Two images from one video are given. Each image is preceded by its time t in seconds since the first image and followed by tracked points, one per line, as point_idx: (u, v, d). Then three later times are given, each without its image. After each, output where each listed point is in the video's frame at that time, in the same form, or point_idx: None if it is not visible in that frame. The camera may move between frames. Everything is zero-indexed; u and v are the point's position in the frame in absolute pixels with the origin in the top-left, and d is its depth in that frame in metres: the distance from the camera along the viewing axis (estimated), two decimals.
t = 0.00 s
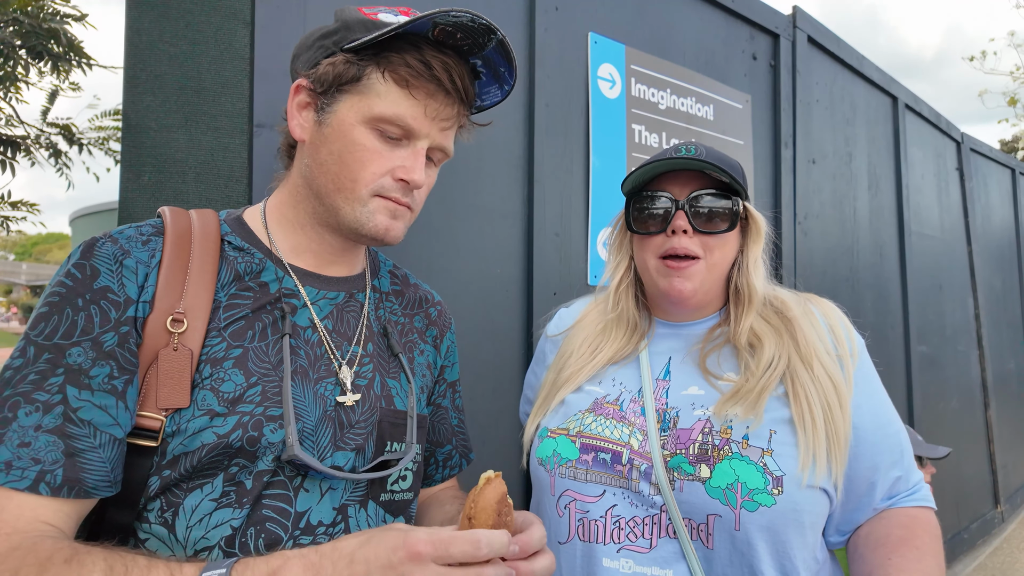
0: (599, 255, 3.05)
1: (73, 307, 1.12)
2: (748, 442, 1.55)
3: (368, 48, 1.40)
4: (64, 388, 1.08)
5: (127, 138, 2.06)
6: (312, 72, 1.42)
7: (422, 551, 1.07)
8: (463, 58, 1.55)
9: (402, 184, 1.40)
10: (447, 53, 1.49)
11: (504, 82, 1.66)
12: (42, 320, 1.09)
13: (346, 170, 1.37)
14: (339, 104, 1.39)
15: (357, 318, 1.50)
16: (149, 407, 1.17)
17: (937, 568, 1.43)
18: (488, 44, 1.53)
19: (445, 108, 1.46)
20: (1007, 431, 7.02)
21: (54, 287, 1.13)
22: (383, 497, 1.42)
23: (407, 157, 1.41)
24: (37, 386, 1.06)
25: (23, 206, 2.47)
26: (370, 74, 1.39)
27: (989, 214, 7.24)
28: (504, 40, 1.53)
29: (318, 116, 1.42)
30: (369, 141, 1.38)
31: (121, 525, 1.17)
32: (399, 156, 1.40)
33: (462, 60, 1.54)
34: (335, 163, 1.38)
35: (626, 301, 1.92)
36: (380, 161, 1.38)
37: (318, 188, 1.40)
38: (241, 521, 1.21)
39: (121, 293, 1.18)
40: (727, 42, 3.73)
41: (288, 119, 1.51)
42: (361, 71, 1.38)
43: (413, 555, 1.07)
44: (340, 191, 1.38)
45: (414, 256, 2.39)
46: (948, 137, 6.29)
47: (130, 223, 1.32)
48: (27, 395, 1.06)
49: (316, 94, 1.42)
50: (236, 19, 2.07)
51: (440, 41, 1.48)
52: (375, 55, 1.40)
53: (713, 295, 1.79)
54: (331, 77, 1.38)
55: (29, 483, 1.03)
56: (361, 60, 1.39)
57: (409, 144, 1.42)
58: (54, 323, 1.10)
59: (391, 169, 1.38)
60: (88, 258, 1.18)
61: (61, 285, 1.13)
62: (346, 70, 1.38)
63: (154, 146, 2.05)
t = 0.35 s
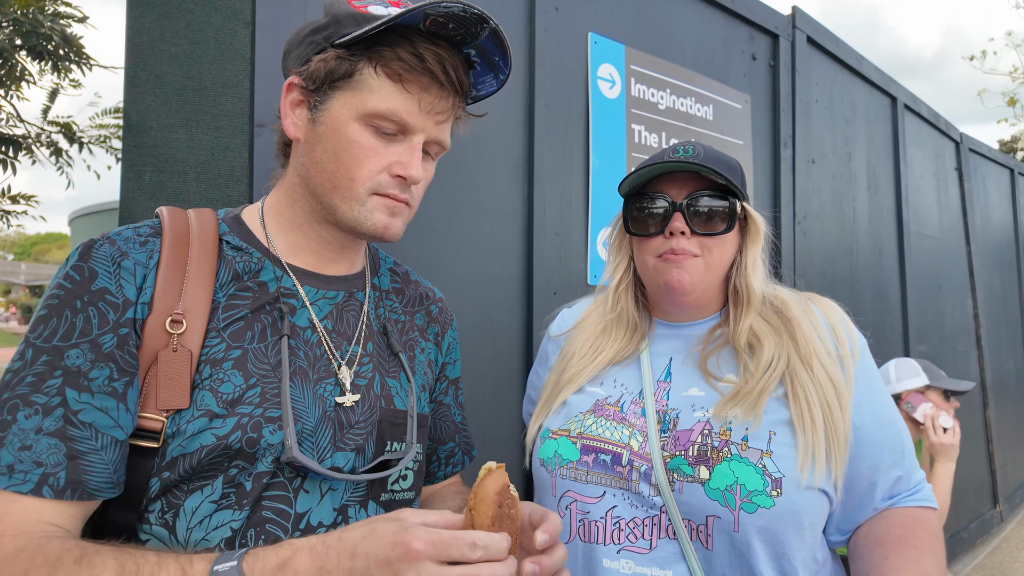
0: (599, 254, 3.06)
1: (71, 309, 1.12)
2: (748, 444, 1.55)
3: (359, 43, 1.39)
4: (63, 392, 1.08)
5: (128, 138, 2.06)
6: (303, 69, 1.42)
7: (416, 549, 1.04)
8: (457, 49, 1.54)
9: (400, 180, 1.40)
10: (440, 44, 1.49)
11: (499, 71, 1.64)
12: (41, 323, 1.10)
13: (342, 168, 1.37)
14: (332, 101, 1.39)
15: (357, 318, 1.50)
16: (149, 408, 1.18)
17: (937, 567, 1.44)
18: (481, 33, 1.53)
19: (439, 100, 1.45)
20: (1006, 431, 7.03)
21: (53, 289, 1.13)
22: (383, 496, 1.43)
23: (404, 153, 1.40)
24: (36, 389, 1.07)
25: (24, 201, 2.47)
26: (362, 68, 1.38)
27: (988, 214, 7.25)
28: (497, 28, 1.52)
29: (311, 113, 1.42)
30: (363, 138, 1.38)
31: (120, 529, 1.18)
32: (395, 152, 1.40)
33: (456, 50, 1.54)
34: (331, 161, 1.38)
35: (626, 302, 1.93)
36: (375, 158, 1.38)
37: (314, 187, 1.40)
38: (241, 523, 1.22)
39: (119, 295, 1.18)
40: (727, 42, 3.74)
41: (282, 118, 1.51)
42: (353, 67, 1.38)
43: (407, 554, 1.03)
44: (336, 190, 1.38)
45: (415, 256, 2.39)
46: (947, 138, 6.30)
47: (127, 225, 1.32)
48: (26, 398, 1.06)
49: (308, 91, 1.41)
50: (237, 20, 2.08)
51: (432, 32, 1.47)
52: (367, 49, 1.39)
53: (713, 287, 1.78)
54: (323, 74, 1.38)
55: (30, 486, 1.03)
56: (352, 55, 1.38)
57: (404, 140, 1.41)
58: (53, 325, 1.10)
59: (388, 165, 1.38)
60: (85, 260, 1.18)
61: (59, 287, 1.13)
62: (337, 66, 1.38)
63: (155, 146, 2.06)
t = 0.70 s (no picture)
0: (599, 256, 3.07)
1: (72, 295, 1.14)
2: (753, 449, 1.56)
3: (368, 46, 1.36)
4: (62, 372, 1.10)
5: (129, 140, 2.07)
6: (311, 76, 1.40)
7: (335, 307, 1.04)
8: (472, 44, 1.51)
9: (417, 190, 1.37)
10: (453, 41, 1.45)
11: (518, 66, 1.62)
12: (43, 307, 1.13)
13: (353, 181, 1.35)
14: (343, 110, 1.37)
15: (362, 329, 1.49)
16: (146, 412, 1.17)
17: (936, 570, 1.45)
18: (499, 27, 1.49)
19: (456, 103, 1.41)
20: (1005, 431, 7.05)
21: (56, 275, 1.16)
22: (376, 513, 1.41)
23: (421, 161, 1.37)
24: (34, 369, 1.09)
25: (24, 206, 2.48)
26: (373, 73, 1.35)
27: (987, 215, 7.27)
28: (515, 22, 1.48)
29: (322, 122, 1.40)
30: (379, 149, 1.34)
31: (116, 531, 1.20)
32: (412, 160, 1.36)
33: (471, 45, 1.50)
34: (343, 172, 1.35)
35: (629, 304, 1.94)
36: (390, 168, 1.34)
37: (323, 201, 1.39)
38: (231, 541, 1.20)
39: (112, 289, 1.18)
40: (726, 43, 3.74)
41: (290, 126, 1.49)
42: (363, 72, 1.35)
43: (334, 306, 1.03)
44: (350, 206, 1.36)
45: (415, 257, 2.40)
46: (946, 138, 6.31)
47: (130, 218, 1.33)
48: (23, 377, 1.08)
49: (316, 99, 1.39)
50: (237, 22, 2.08)
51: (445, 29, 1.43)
52: (376, 53, 1.36)
53: (719, 296, 1.80)
54: (331, 80, 1.36)
55: (16, 457, 1.03)
56: (360, 60, 1.36)
57: (421, 148, 1.38)
58: (53, 310, 1.12)
59: (404, 176, 1.35)
60: (86, 250, 1.21)
61: (63, 273, 1.16)
62: (346, 72, 1.35)
63: (155, 148, 2.06)
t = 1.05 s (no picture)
0: (599, 256, 3.07)
1: (82, 287, 1.14)
2: (760, 448, 1.56)
3: (368, 58, 1.31)
4: (70, 363, 1.09)
5: (128, 140, 2.07)
6: (309, 88, 1.36)
7: (308, 251, 1.09)
8: (481, 44, 1.46)
9: (424, 209, 1.36)
10: (462, 45, 1.41)
11: (532, 67, 1.58)
12: (52, 298, 1.12)
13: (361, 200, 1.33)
14: (347, 124, 1.32)
15: (364, 339, 1.48)
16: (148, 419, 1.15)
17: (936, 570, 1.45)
18: (508, 28, 1.44)
19: (466, 112, 1.38)
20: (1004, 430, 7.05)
21: (64, 266, 1.15)
22: (369, 527, 1.40)
23: (433, 178, 1.36)
24: (42, 359, 1.07)
25: (23, 206, 2.47)
26: (376, 86, 1.31)
27: (987, 214, 7.27)
28: (527, 23, 1.44)
29: (323, 137, 1.35)
30: (391, 168, 1.32)
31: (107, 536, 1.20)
32: (424, 176, 1.34)
33: (479, 47, 1.45)
34: (351, 194, 1.33)
35: (633, 301, 1.94)
36: (400, 189, 1.32)
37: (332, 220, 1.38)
38: (219, 558, 1.20)
39: (114, 290, 1.17)
40: (726, 42, 3.74)
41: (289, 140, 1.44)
42: (365, 85, 1.31)
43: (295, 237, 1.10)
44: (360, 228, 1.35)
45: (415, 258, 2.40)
46: (947, 138, 6.31)
47: (139, 212, 1.31)
48: (31, 363, 1.07)
49: (315, 113, 1.35)
50: (237, 21, 2.07)
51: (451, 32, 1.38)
52: (378, 65, 1.32)
53: (726, 297, 1.80)
54: (331, 94, 1.32)
55: (17, 436, 1.01)
56: (361, 73, 1.31)
57: (433, 163, 1.36)
58: (63, 302, 1.12)
59: (412, 194, 1.33)
60: (92, 245, 1.19)
61: (71, 265, 1.15)
62: (346, 86, 1.31)
63: (155, 147, 2.06)
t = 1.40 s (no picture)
0: (599, 257, 3.06)
1: (72, 288, 1.13)
2: (748, 447, 1.55)
3: (352, 59, 1.31)
4: (60, 364, 1.09)
5: (128, 140, 2.07)
6: (295, 89, 1.35)
7: (296, 246, 1.08)
8: (467, 45, 1.45)
9: (410, 209, 1.36)
10: (447, 46, 1.40)
11: (519, 68, 1.58)
12: (41, 299, 1.11)
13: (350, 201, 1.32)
14: (331, 126, 1.32)
15: (358, 337, 1.48)
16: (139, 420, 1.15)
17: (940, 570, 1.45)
18: (494, 29, 1.43)
19: (450, 113, 1.36)
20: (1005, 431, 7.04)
21: (53, 266, 1.14)
22: (366, 526, 1.40)
23: (418, 177, 1.35)
24: (32, 360, 1.07)
25: (23, 206, 2.47)
26: (360, 87, 1.31)
27: (988, 214, 7.27)
28: (512, 24, 1.42)
29: (309, 138, 1.35)
30: (375, 167, 1.31)
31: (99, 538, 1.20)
32: (409, 175, 1.34)
33: (465, 47, 1.44)
34: (339, 194, 1.33)
35: (630, 305, 1.94)
36: (386, 187, 1.31)
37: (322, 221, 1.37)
38: (212, 558, 1.19)
39: (104, 290, 1.17)
40: (726, 42, 3.73)
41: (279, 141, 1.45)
42: (349, 87, 1.31)
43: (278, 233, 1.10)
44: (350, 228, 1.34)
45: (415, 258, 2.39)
46: (947, 138, 6.31)
47: (129, 211, 1.31)
48: (21, 364, 1.06)
49: (301, 115, 1.35)
50: (237, 21, 2.07)
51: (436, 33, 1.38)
52: (362, 66, 1.31)
53: (720, 301, 1.82)
54: (316, 96, 1.31)
55: (7, 436, 1.02)
56: (345, 75, 1.31)
57: (420, 161, 1.36)
58: (53, 302, 1.11)
59: (398, 193, 1.33)
60: (81, 245, 1.18)
61: (60, 265, 1.15)
62: (331, 88, 1.30)
63: (155, 148, 2.06)
